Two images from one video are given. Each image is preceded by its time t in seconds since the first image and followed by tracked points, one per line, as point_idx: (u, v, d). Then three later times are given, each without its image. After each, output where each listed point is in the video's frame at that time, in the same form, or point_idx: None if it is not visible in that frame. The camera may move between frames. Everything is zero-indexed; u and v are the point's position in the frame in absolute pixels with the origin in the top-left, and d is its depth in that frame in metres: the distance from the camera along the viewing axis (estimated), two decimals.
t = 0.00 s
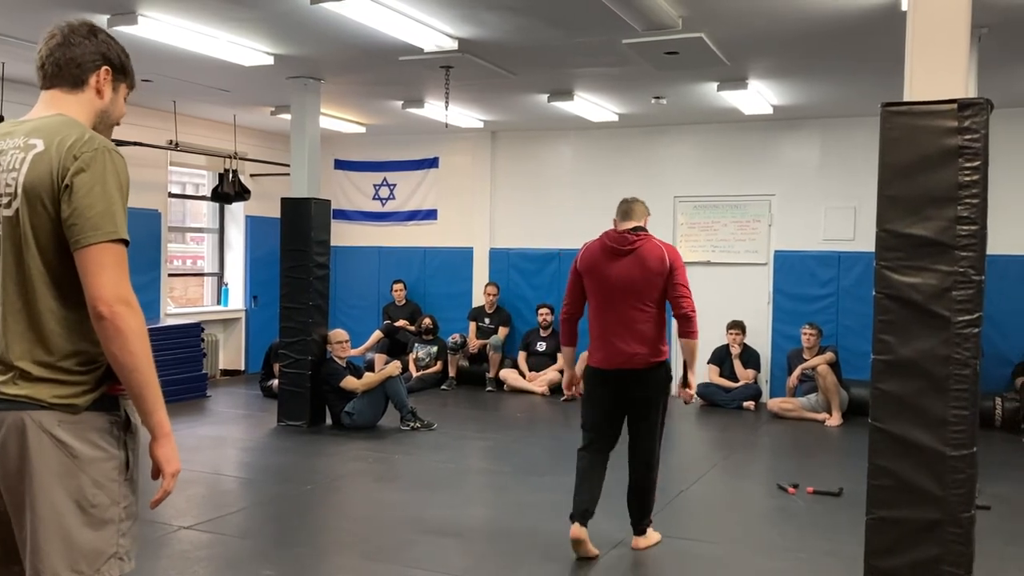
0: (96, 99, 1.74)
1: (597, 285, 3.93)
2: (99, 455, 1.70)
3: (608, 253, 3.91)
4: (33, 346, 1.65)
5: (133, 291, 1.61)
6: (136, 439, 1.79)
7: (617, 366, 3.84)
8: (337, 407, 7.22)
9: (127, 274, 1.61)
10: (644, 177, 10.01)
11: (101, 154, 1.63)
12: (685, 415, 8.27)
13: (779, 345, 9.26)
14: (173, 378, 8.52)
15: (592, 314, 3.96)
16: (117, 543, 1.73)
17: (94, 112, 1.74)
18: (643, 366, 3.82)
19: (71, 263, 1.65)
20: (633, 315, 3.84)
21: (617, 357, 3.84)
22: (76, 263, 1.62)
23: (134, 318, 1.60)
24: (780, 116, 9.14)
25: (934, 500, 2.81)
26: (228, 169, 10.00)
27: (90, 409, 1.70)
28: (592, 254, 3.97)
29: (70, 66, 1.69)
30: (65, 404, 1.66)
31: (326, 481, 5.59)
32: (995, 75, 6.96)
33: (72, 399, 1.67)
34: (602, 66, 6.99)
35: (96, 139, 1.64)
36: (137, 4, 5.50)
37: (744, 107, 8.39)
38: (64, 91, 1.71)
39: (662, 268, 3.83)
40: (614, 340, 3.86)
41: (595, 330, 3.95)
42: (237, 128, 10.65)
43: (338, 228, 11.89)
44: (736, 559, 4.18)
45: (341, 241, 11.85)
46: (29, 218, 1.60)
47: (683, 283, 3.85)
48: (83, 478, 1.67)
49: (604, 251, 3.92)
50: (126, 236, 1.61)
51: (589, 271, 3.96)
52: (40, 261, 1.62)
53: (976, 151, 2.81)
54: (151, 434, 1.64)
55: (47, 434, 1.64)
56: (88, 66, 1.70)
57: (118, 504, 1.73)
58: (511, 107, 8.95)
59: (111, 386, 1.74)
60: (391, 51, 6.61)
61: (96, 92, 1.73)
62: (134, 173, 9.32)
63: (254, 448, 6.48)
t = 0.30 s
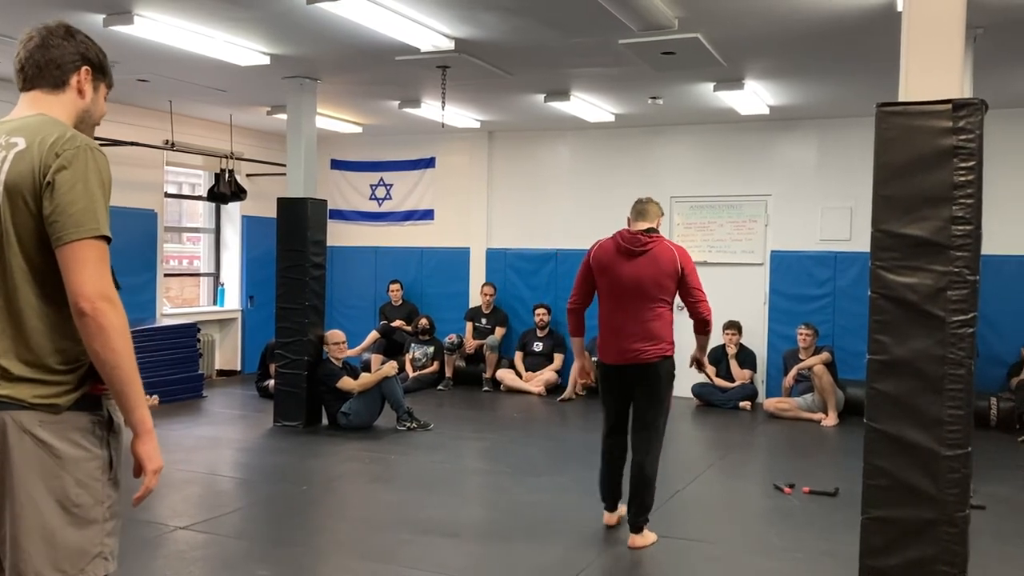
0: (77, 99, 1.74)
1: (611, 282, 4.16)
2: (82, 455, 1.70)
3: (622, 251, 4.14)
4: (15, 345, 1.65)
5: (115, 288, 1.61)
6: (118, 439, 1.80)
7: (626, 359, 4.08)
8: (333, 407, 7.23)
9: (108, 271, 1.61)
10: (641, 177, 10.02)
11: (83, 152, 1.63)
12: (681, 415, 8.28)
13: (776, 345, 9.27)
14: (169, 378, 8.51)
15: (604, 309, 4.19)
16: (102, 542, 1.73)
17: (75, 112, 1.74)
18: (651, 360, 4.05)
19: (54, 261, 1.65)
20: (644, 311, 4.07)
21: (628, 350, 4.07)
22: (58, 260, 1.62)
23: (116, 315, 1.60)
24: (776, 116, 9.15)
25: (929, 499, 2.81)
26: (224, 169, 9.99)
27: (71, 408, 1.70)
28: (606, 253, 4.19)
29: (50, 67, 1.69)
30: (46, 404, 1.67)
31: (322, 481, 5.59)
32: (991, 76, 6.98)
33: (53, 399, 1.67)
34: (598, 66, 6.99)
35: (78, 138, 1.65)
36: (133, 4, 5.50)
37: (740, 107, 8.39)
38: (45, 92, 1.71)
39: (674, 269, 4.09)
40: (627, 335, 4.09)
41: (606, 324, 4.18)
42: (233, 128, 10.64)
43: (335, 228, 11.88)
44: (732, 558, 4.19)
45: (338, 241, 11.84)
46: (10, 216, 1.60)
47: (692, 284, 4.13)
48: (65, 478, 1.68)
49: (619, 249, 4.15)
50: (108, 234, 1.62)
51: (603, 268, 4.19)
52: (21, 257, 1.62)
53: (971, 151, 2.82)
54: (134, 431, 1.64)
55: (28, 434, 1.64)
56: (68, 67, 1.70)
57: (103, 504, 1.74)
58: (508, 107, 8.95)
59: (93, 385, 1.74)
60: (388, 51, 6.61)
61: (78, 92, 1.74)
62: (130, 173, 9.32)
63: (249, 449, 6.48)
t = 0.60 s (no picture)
0: (56, 99, 1.74)
1: (608, 284, 4.33)
2: (60, 454, 1.72)
3: (615, 254, 4.31)
4: None
5: (94, 285, 1.63)
6: (96, 438, 1.81)
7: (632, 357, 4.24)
8: (328, 407, 7.23)
9: (88, 268, 1.63)
10: (637, 177, 10.02)
11: (63, 150, 1.64)
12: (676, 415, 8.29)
13: (771, 345, 9.28)
14: (164, 378, 8.51)
15: (604, 311, 4.35)
16: (81, 541, 1.76)
17: (55, 112, 1.75)
18: (655, 356, 4.22)
19: (32, 258, 1.66)
20: (643, 309, 4.25)
21: (632, 348, 4.24)
22: (37, 257, 1.63)
23: (94, 311, 1.61)
24: (772, 116, 9.16)
25: (922, 498, 2.83)
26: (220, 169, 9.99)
27: (48, 408, 1.71)
28: (601, 257, 4.36)
29: (29, 68, 1.70)
30: (22, 404, 1.67)
31: (317, 481, 5.59)
32: (986, 76, 7.00)
33: (29, 399, 1.68)
34: (594, 66, 7.00)
35: (57, 136, 1.65)
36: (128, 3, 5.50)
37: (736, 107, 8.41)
38: (24, 92, 1.71)
39: (666, 266, 4.27)
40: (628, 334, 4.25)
41: (608, 326, 4.34)
42: (229, 127, 10.64)
43: (331, 228, 11.87)
44: (726, 558, 4.19)
45: (334, 241, 11.84)
46: None
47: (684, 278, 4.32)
48: (43, 478, 1.69)
49: (612, 252, 4.32)
50: (87, 231, 1.63)
51: (599, 272, 4.35)
52: None
53: (964, 151, 2.82)
54: (113, 429, 1.66)
55: (5, 434, 1.65)
56: (46, 67, 1.71)
57: (83, 503, 1.76)
58: (504, 107, 8.96)
59: (70, 385, 1.75)
60: (384, 51, 6.62)
61: (57, 93, 1.74)
62: (126, 173, 9.31)
63: (244, 449, 6.47)
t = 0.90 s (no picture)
0: (46, 99, 1.73)
1: (614, 281, 4.53)
2: (48, 454, 1.71)
3: (620, 253, 4.52)
4: None
5: (84, 286, 1.62)
6: (85, 437, 1.80)
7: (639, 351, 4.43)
8: (324, 406, 7.20)
9: (77, 269, 1.62)
10: (634, 177, 10.02)
11: (52, 151, 1.63)
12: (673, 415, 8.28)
13: (768, 345, 9.29)
14: (160, 378, 8.49)
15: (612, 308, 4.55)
16: (72, 541, 1.75)
17: (45, 112, 1.74)
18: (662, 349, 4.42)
19: (20, 258, 1.65)
20: (649, 305, 4.45)
21: (639, 342, 4.43)
22: (25, 258, 1.62)
23: (84, 311, 1.61)
24: (768, 116, 9.16)
25: (920, 498, 2.83)
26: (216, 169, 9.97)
27: (35, 409, 1.70)
28: (607, 256, 4.57)
29: (19, 67, 1.69)
30: (9, 405, 1.66)
31: (313, 481, 5.57)
32: (982, 76, 7.01)
33: (16, 399, 1.67)
34: (592, 66, 6.99)
35: (47, 137, 1.64)
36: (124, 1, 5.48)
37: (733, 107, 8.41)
38: (13, 92, 1.70)
39: (670, 263, 4.48)
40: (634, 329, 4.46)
41: (616, 321, 4.53)
42: (225, 127, 10.61)
43: (328, 228, 11.85)
44: (723, 557, 4.19)
45: (330, 240, 11.82)
46: None
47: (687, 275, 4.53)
48: (31, 479, 1.68)
49: (617, 251, 4.53)
50: (77, 232, 1.63)
51: (605, 270, 4.56)
52: None
53: (960, 152, 2.83)
54: (102, 429, 1.66)
55: None
56: (37, 67, 1.70)
57: (73, 503, 1.76)
58: (501, 106, 8.95)
59: (56, 385, 1.75)
60: (381, 50, 6.61)
61: (47, 93, 1.73)
62: (123, 172, 9.29)
63: (241, 449, 6.46)
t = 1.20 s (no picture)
0: (50, 97, 1.73)
1: (635, 279, 4.72)
2: (52, 454, 1.71)
3: (643, 252, 4.72)
4: None
5: (85, 288, 1.62)
6: (90, 437, 1.81)
7: (653, 349, 4.62)
8: (322, 406, 7.20)
9: (78, 271, 1.62)
10: (632, 176, 10.02)
11: (54, 151, 1.63)
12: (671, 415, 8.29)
13: (765, 344, 9.31)
14: (157, 378, 8.48)
15: (630, 305, 4.74)
16: (76, 541, 1.75)
17: (48, 110, 1.73)
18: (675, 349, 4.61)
19: (22, 259, 1.65)
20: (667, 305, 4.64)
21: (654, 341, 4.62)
22: (27, 259, 1.61)
23: (85, 314, 1.61)
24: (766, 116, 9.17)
25: (917, 498, 2.84)
26: (214, 168, 9.96)
27: (40, 408, 1.70)
28: (630, 253, 4.76)
29: (22, 65, 1.68)
30: (14, 405, 1.66)
31: (311, 480, 5.57)
32: (979, 76, 7.02)
33: (21, 399, 1.67)
34: (589, 66, 6.99)
35: (49, 137, 1.64)
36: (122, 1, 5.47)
37: (731, 106, 8.40)
38: (16, 90, 1.69)
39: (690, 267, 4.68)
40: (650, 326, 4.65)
41: (633, 318, 4.73)
42: (223, 126, 10.60)
43: (325, 227, 11.85)
44: (721, 557, 4.19)
45: (328, 240, 11.81)
46: None
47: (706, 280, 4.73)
48: (36, 479, 1.68)
49: (641, 251, 4.73)
50: (79, 234, 1.62)
51: (627, 268, 4.75)
52: None
53: (957, 152, 2.83)
54: (104, 432, 1.66)
55: None
56: (41, 65, 1.69)
57: (76, 503, 1.75)
58: (499, 106, 8.95)
59: (61, 385, 1.75)
60: (379, 50, 6.61)
61: (51, 91, 1.73)
62: (120, 172, 9.28)
63: (239, 448, 6.45)
